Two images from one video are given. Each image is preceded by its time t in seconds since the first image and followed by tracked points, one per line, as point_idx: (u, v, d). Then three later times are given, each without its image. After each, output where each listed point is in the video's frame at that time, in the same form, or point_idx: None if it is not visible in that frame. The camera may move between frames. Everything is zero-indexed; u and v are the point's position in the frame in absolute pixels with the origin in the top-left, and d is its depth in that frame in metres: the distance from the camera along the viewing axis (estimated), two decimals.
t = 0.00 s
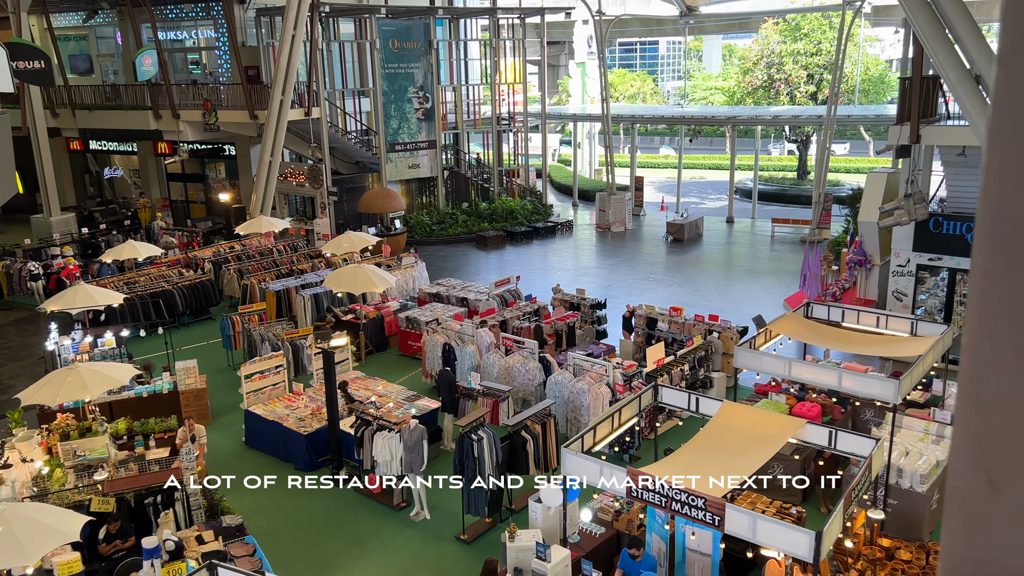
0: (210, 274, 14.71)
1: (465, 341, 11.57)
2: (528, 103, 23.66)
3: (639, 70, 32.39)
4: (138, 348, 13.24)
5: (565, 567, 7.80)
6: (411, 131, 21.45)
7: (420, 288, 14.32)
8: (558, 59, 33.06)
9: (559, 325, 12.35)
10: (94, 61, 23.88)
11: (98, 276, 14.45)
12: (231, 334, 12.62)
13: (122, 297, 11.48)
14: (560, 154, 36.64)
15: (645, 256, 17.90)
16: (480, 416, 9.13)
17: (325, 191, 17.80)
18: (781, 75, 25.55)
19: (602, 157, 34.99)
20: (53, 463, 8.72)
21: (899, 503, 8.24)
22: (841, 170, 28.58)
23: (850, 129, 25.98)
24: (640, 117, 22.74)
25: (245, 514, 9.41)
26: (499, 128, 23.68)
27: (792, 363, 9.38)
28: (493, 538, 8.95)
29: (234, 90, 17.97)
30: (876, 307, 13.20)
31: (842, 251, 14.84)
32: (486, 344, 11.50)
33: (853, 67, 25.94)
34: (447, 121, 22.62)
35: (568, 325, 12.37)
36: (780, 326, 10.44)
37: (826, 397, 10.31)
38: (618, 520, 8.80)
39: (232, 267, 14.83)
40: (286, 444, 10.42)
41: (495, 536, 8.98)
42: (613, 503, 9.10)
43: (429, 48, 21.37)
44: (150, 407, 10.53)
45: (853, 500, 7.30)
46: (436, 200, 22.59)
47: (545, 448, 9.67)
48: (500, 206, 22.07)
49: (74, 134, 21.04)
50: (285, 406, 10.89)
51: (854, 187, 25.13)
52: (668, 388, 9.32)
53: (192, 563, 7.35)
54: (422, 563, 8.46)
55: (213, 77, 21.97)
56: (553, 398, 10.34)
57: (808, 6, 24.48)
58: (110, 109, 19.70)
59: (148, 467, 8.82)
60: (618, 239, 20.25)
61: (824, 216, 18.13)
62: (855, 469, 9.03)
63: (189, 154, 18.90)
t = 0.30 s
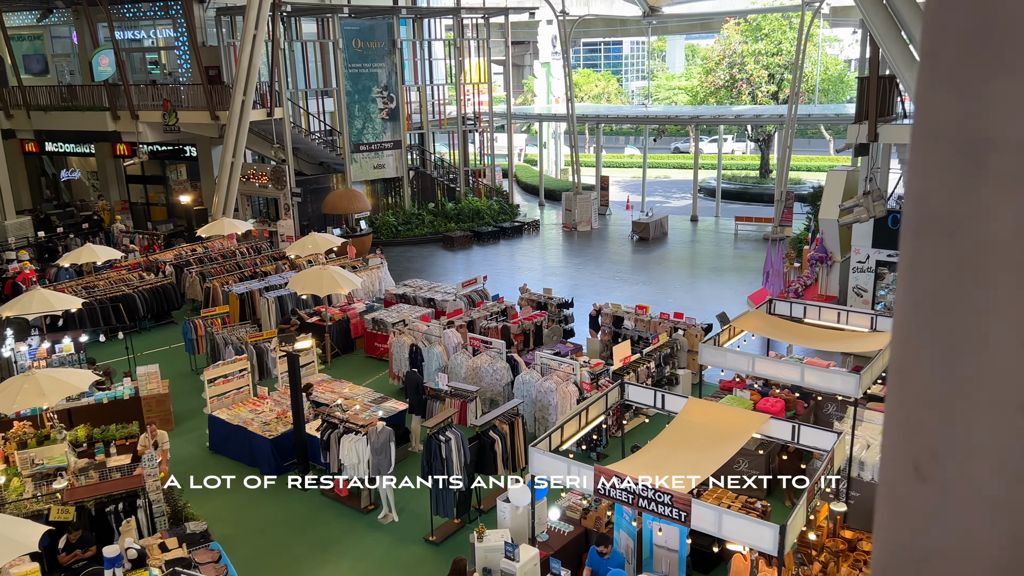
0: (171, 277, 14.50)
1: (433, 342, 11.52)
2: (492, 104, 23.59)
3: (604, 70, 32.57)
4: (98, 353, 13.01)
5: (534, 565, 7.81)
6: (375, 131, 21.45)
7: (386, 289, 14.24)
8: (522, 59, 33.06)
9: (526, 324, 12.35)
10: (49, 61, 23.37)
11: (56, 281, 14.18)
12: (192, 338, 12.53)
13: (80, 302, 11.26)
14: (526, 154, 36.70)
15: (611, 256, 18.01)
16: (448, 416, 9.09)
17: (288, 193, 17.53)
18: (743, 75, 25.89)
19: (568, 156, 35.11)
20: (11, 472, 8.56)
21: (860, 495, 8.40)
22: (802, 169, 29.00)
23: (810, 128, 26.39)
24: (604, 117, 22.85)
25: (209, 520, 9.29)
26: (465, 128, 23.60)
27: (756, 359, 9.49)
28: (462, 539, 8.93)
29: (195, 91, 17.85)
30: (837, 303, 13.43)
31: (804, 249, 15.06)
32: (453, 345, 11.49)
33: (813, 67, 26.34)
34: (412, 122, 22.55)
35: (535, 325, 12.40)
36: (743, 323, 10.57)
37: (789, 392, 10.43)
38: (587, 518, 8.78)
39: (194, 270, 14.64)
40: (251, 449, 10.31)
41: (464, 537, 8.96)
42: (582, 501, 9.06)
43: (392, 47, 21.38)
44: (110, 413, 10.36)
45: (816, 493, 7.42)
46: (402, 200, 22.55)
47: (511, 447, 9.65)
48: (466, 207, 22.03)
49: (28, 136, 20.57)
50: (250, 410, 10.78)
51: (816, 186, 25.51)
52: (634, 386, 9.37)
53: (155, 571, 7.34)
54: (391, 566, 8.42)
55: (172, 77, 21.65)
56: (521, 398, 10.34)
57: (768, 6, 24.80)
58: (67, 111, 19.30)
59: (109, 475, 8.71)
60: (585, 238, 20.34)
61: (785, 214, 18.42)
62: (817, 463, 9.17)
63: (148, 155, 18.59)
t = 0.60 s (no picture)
0: (131, 281, 14.25)
1: (399, 343, 11.41)
2: (457, 103, 23.54)
3: (568, 70, 32.71)
4: (55, 359, 12.73)
5: (502, 565, 7.85)
6: (339, 131, 21.29)
7: (352, 290, 14.14)
8: (487, 59, 33.01)
9: (493, 325, 12.35)
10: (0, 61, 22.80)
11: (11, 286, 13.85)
12: (154, 343, 12.34)
13: (37, 307, 11.02)
14: (491, 154, 36.73)
15: (577, 255, 18.09)
16: (415, 418, 9.06)
17: (251, 193, 17.45)
18: (705, 75, 26.17)
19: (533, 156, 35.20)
20: None
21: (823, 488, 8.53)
22: (764, 167, 29.39)
23: (772, 127, 26.77)
24: (568, 116, 22.94)
25: (173, 527, 9.14)
26: (429, 128, 23.53)
27: (719, 355, 9.60)
28: (429, 539, 8.90)
29: (154, 91, 17.59)
30: (799, 299, 13.63)
31: (766, 246, 15.27)
32: (420, 346, 11.44)
33: (773, 67, 26.70)
34: (376, 122, 22.46)
35: (502, 324, 12.41)
36: (707, 319, 10.68)
37: (753, 388, 10.56)
38: (554, 517, 8.74)
39: (155, 273, 14.40)
40: (215, 454, 10.17)
41: (432, 537, 8.93)
42: (549, 499, 9.06)
43: (355, 47, 21.22)
44: (69, 421, 10.16)
45: (779, 487, 7.54)
46: (367, 201, 22.48)
47: (479, 447, 9.66)
48: (432, 207, 21.97)
49: None
50: (213, 415, 10.62)
51: (777, 184, 25.87)
52: (601, 384, 9.53)
53: None
54: (359, 569, 8.36)
55: (130, 78, 21.31)
56: (488, 398, 10.33)
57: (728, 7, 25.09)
58: (19, 111, 18.85)
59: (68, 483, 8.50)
60: (551, 237, 20.41)
61: (747, 212, 18.67)
62: (781, 457, 9.30)
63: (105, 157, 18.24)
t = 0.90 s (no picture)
0: (89, 285, 13.98)
1: (366, 344, 11.37)
2: (422, 103, 23.44)
3: (532, 69, 32.78)
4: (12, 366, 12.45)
5: (470, 565, 7.84)
6: (302, 131, 21.05)
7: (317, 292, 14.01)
8: (452, 57, 32.95)
9: (460, 324, 12.32)
10: None
11: None
12: (114, 347, 12.08)
13: None
14: (457, 153, 36.70)
15: (544, 253, 18.13)
16: (382, 419, 9.05)
17: (212, 194, 17.22)
18: (668, 73, 26.37)
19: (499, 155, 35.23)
20: None
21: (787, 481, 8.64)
22: (727, 165, 29.75)
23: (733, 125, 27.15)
24: (533, 116, 22.99)
25: (135, 534, 8.98)
26: (394, 127, 23.45)
27: (684, 352, 9.69)
28: (397, 541, 8.86)
29: (111, 91, 17.25)
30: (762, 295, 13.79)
31: (730, 243, 15.44)
32: (386, 346, 11.36)
33: (734, 66, 27.04)
34: (339, 121, 22.31)
35: (469, 324, 12.40)
36: (672, 316, 10.76)
37: (718, 383, 10.67)
38: (523, 515, 8.80)
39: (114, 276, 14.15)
40: (178, 459, 10.03)
41: (401, 539, 8.88)
42: (518, 498, 9.07)
43: (317, 46, 21.01)
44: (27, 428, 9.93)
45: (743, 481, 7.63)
46: (331, 201, 22.27)
47: (448, 448, 9.70)
48: (398, 207, 21.87)
49: None
50: (175, 420, 10.47)
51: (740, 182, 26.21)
52: (568, 381, 9.52)
53: None
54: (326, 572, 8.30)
55: (86, 77, 20.88)
56: (456, 397, 10.30)
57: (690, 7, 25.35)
58: None
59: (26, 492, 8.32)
60: (517, 236, 20.43)
61: (711, 209, 18.88)
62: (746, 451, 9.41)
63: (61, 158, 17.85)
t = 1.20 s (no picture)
0: (47, 289, 13.70)
1: (332, 346, 11.28)
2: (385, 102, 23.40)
3: (497, 67, 32.81)
4: None
5: (440, 565, 7.82)
6: (264, 130, 20.79)
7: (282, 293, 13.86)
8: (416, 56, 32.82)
9: (427, 324, 12.28)
10: None
11: None
12: (73, 352, 11.87)
13: None
14: (423, 152, 36.61)
15: (511, 252, 18.14)
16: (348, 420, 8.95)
17: (173, 196, 16.81)
18: (632, 72, 26.53)
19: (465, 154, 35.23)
20: None
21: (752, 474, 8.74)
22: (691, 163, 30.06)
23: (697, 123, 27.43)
24: (499, 114, 23.00)
25: (98, 541, 8.81)
26: (358, 126, 23.35)
27: (650, 348, 9.75)
28: (366, 543, 8.81)
29: (67, 91, 16.91)
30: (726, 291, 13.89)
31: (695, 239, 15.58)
32: (352, 347, 11.28)
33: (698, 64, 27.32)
34: (302, 120, 22.02)
35: (436, 323, 12.35)
36: (638, 312, 10.81)
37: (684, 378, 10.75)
38: (492, 514, 8.75)
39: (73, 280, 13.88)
40: (141, 465, 9.86)
41: (369, 541, 8.84)
42: (487, 497, 9.05)
43: (278, 45, 20.82)
44: None
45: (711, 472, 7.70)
46: (295, 201, 22.07)
47: (415, 448, 9.62)
48: (363, 206, 21.76)
49: None
50: (138, 425, 10.30)
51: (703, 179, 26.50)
52: (535, 379, 9.58)
53: None
54: None
55: (40, 77, 20.44)
56: (424, 397, 10.24)
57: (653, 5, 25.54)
58: None
59: None
60: (484, 235, 20.44)
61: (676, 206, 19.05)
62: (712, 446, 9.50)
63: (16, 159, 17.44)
